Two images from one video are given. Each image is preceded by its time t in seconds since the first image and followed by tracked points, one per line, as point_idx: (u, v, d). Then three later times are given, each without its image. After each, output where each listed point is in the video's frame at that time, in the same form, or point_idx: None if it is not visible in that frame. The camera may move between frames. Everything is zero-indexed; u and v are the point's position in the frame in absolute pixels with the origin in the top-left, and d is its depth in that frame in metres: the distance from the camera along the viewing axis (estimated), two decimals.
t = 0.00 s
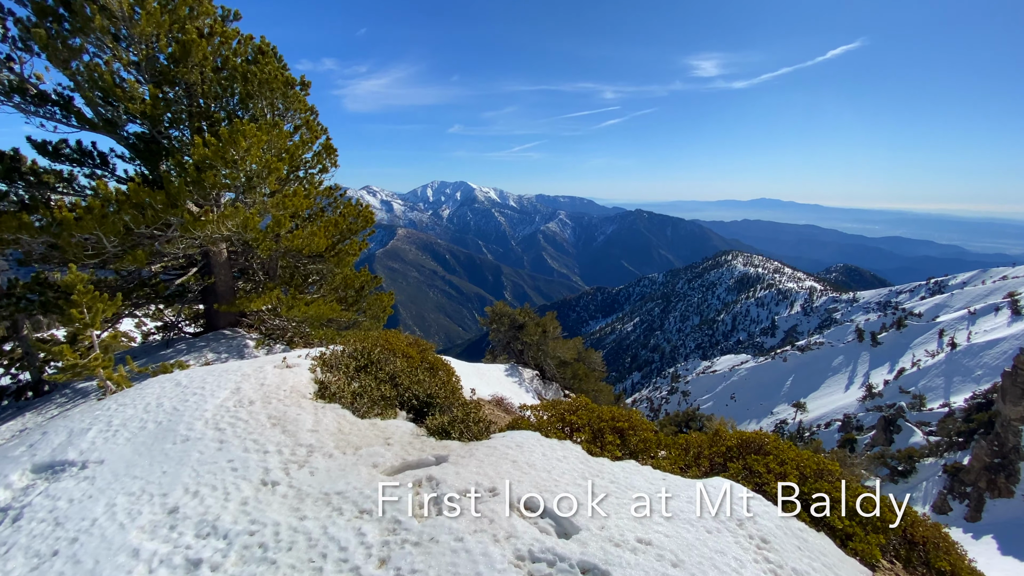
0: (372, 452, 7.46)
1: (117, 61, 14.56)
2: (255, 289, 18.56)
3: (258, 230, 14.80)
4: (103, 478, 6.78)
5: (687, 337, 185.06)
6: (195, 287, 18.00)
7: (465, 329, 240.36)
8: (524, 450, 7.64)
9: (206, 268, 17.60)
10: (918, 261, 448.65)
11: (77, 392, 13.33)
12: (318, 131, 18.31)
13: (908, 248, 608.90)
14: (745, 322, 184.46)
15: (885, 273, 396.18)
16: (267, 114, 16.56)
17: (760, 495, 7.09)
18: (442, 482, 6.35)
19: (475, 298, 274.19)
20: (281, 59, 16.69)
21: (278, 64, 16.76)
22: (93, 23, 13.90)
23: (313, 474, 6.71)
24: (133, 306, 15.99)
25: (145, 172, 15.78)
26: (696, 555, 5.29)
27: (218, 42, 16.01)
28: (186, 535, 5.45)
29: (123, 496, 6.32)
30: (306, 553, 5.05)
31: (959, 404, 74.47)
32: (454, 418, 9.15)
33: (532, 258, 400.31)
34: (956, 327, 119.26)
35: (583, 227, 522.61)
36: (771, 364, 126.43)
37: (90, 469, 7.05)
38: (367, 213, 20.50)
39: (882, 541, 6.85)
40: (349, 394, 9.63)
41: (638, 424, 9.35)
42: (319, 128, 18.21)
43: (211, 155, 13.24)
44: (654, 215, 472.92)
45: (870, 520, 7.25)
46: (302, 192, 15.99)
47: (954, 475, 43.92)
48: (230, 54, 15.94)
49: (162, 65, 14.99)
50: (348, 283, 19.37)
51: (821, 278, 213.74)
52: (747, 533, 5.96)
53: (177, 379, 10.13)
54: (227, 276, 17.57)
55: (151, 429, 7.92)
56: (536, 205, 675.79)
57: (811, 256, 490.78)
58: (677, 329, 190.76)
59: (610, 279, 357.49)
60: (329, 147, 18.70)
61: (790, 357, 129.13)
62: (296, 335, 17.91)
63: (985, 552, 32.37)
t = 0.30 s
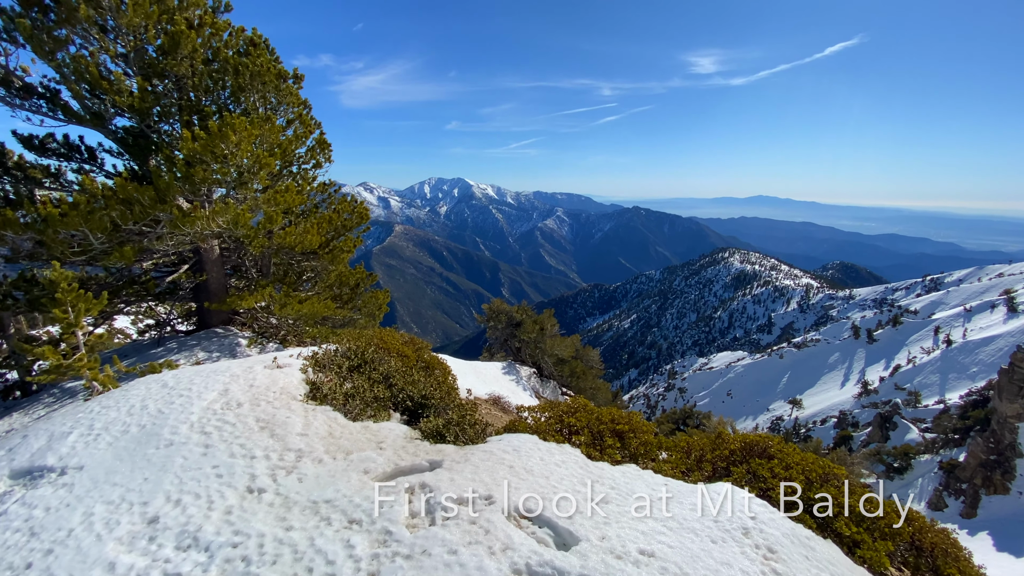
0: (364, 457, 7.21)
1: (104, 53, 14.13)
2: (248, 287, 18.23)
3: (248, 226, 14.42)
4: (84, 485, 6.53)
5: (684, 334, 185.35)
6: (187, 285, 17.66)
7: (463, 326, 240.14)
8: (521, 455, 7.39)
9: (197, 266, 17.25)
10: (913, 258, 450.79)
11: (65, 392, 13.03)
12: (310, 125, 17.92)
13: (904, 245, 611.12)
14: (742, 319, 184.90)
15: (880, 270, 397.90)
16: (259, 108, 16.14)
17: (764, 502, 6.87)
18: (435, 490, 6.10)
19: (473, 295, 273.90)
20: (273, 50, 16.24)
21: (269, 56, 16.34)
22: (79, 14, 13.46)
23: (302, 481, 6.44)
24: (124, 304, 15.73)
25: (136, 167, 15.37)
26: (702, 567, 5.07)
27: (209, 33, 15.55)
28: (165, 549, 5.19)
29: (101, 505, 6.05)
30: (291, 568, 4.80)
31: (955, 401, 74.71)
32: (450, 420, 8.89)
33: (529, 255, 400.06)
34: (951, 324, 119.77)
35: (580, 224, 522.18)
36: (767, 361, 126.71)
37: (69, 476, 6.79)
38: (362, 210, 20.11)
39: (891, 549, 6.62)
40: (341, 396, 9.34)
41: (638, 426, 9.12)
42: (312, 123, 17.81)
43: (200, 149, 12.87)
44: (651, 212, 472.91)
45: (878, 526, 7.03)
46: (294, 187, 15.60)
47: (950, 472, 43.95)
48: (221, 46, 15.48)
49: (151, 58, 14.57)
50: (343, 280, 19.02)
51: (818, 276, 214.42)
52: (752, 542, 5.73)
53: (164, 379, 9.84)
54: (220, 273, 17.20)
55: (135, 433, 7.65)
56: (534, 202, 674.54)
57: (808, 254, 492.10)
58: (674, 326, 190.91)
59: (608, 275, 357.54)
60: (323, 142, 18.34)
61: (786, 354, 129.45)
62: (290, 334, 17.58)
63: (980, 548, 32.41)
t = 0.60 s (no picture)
0: (353, 461, 6.97)
1: (86, 43, 13.61)
2: (237, 283, 17.82)
3: (235, 222, 13.99)
4: (59, 492, 6.27)
5: (678, 329, 186.13)
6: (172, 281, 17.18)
7: (457, 322, 239.71)
8: (515, 457, 7.20)
9: (184, 262, 16.79)
10: (904, 254, 455.51)
11: (46, 391, 12.62)
12: (300, 117, 17.46)
13: (895, 241, 617.05)
14: (735, 314, 185.96)
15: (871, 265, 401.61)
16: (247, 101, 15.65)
17: (764, 506, 6.74)
18: (427, 496, 5.87)
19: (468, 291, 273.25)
20: (261, 41, 15.74)
21: (257, 47, 15.84)
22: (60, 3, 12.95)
23: (288, 487, 6.20)
24: (108, 302, 15.32)
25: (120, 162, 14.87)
26: None
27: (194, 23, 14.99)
28: (142, 563, 4.95)
29: (75, 514, 5.78)
30: None
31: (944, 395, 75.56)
32: (442, 421, 8.69)
33: (524, 251, 399.81)
34: (941, 319, 121.13)
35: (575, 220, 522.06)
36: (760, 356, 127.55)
37: (44, 482, 6.52)
38: (353, 205, 19.73)
39: (890, 554, 6.53)
40: (329, 397, 9.07)
41: (635, 427, 8.96)
42: (302, 115, 17.36)
43: (185, 141, 12.43)
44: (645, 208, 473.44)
45: (878, 529, 6.95)
46: (282, 181, 15.18)
47: (941, 466, 44.32)
48: (207, 38, 14.95)
49: (134, 47, 14.04)
50: (334, 276, 18.68)
51: (810, 271, 216.02)
52: (752, 547, 5.60)
53: (146, 380, 9.52)
54: (208, 269, 16.80)
55: (115, 436, 7.38)
56: (528, 197, 672.92)
57: (800, 249, 496.10)
58: (668, 322, 191.55)
59: (602, 271, 357.74)
60: (313, 135, 17.96)
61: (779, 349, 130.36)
62: (280, 332, 17.23)
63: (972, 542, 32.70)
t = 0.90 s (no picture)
0: (343, 462, 6.84)
1: (67, 34, 13.18)
2: (226, 280, 17.50)
3: (222, 218, 13.69)
4: (39, 497, 6.07)
5: (671, 324, 187.14)
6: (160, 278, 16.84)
7: (451, 318, 239.17)
8: (509, 457, 7.08)
9: (172, 259, 16.46)
10: (893, 249, 460.62)
11: (29, 392, 12.33)
12: (289, 111, 17.08)
13: (884, 237, 624.07)
14: (727, 309, 187.29)
15: (861, 261, 405.82)
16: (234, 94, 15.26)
17: (759, 503, 6.72)
18: (418, 498, 5.76)
19: (461, 287, 272.61)
20: (249, 32, 15.31)
21: (244, 39, 15.43)
22: None
23: (276, 489, 6.06)
24: (94, 299, 15.01)
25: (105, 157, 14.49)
26: None
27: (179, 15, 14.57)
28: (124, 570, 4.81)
29: (55, 520, 5.60)
30: None
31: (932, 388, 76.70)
32: (435, 421, 8.54)
33: (517, 246, 399.65)
34: (929, 313, 122.96)
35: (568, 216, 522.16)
36: (752, 351, 128.58)
37: (23, 488, 6.33)
38: (345, 200, 19.39)
39: (885, 550, 6.55)
40: (319, 397, 8.88)
41: (629, 425, 8.90)
42: (291, 109, 16.98)
43: (170, 136, 12.10)
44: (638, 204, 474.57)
45: (872, 526, 6.96)
46: (271, 176, 14.85)
47: (929, 458, 44.94)
48: (192, 28, 14.51)
49: (118, 39, 13.63)
50: (326, 273, 18.45)
51: (801, 267, 217.91)
52: (747, 547, 5.56)
53: (130, 380, 9.29)
54: (196, 265, 16.44)
55: (98, 439, 7.17)
56: (521, 193, 671.44)
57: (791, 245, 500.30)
58: (661, 317, 192.46)
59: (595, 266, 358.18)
60: (303, 129, 17.60)
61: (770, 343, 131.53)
62: (270, 329, 16.97)
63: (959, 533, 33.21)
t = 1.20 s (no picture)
0: (331, 463, 6.76)
1: (47, 27, 12.83)
2: (213, 278, 17.22)
3: (209, 216, 13.44)
4: (17, 503, 5.91)
5: (662, 320, 188.31)
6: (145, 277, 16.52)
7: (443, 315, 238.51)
8: (499, 456, 7.05)
9: (157, 257, 16.15)
10: (880, 245, 466.82)
11: (10, 393, 12.05)
12: (276, 107, 16.80)
13: (871, 233, 632.23)
14: (718, 305, 188.88)
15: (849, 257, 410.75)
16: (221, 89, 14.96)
17: (749, 500, 6.74)
18: (406, 499, 5.70)
19: (453, 284, 271.89)
20: (235, 26, 15.00)
21: (231, 32, 15.11)
22: None
23: (262, 492, 5.96)
24: (78, 298, 14.70)
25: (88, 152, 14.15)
26: None
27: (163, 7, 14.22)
28: None
29: (34, 525, 5.46)
30: None
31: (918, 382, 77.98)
32: (425, 420, 8.46)
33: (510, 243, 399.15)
34: (915, 308, 125.04)
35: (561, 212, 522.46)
36: (742, 346, 129.83)
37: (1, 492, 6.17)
38: (334, 197, 19.14)
39: (873, 545, 6.60)
40: (307, 398, 8.74)
41: (620, 422, 8.89)
42: (278, 104, 16.69)
43: (154, 131, 11.83)
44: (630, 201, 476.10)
45: (860, 520, 7.03)
46: (258, 173, 14.59)
47: (916, 451, 45.65)
48: (176, 21, 14.17)
49: (100, 32, 13.29)
50: (315, 271, 18.26)
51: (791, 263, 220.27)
52: (738, 545, 5.56)
53: (113, 381, 9.09)
54: (183, 264, 16.17)
55: (79, 442, 7.01)
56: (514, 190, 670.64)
57: (781, 242, 505.36)
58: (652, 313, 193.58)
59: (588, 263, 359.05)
60: (291, 125, 17.35)
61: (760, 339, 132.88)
62: (259, 328, 16.74)
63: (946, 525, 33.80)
